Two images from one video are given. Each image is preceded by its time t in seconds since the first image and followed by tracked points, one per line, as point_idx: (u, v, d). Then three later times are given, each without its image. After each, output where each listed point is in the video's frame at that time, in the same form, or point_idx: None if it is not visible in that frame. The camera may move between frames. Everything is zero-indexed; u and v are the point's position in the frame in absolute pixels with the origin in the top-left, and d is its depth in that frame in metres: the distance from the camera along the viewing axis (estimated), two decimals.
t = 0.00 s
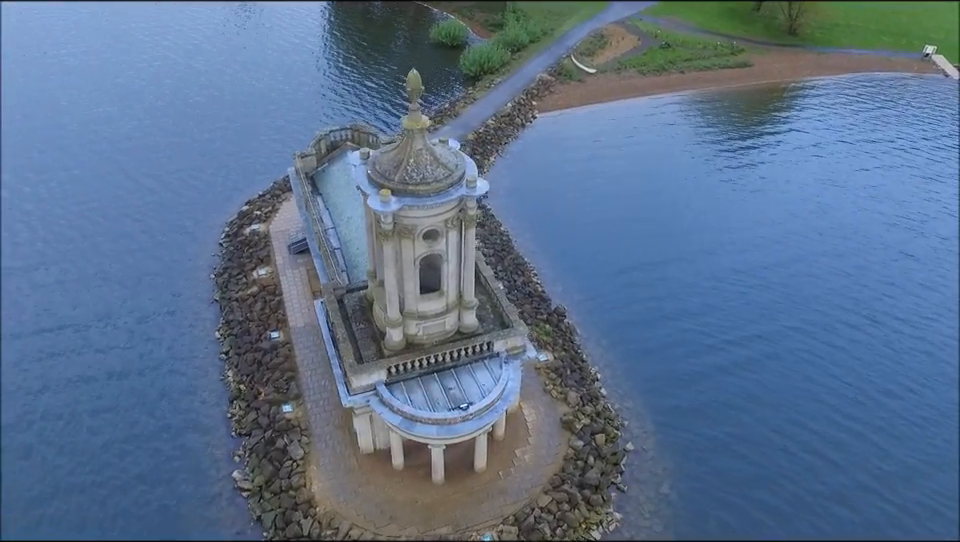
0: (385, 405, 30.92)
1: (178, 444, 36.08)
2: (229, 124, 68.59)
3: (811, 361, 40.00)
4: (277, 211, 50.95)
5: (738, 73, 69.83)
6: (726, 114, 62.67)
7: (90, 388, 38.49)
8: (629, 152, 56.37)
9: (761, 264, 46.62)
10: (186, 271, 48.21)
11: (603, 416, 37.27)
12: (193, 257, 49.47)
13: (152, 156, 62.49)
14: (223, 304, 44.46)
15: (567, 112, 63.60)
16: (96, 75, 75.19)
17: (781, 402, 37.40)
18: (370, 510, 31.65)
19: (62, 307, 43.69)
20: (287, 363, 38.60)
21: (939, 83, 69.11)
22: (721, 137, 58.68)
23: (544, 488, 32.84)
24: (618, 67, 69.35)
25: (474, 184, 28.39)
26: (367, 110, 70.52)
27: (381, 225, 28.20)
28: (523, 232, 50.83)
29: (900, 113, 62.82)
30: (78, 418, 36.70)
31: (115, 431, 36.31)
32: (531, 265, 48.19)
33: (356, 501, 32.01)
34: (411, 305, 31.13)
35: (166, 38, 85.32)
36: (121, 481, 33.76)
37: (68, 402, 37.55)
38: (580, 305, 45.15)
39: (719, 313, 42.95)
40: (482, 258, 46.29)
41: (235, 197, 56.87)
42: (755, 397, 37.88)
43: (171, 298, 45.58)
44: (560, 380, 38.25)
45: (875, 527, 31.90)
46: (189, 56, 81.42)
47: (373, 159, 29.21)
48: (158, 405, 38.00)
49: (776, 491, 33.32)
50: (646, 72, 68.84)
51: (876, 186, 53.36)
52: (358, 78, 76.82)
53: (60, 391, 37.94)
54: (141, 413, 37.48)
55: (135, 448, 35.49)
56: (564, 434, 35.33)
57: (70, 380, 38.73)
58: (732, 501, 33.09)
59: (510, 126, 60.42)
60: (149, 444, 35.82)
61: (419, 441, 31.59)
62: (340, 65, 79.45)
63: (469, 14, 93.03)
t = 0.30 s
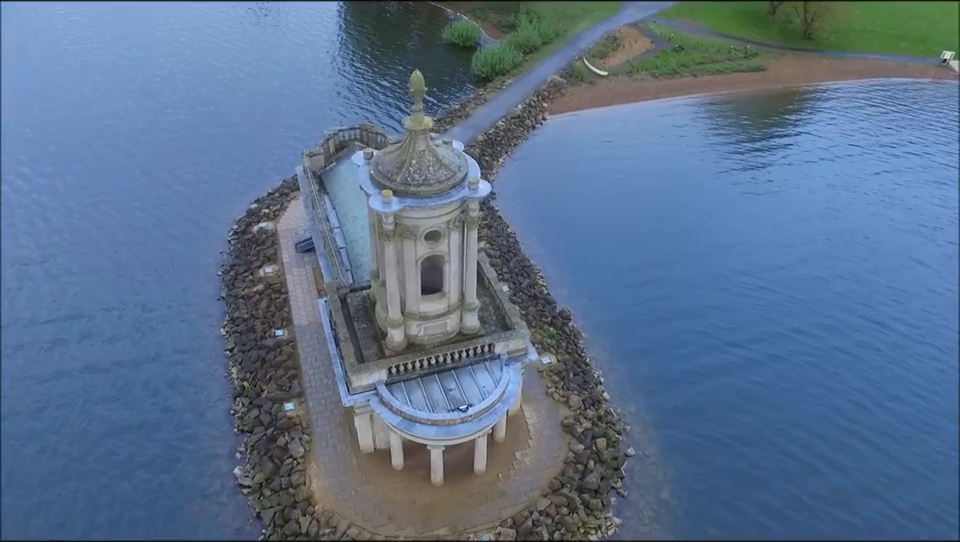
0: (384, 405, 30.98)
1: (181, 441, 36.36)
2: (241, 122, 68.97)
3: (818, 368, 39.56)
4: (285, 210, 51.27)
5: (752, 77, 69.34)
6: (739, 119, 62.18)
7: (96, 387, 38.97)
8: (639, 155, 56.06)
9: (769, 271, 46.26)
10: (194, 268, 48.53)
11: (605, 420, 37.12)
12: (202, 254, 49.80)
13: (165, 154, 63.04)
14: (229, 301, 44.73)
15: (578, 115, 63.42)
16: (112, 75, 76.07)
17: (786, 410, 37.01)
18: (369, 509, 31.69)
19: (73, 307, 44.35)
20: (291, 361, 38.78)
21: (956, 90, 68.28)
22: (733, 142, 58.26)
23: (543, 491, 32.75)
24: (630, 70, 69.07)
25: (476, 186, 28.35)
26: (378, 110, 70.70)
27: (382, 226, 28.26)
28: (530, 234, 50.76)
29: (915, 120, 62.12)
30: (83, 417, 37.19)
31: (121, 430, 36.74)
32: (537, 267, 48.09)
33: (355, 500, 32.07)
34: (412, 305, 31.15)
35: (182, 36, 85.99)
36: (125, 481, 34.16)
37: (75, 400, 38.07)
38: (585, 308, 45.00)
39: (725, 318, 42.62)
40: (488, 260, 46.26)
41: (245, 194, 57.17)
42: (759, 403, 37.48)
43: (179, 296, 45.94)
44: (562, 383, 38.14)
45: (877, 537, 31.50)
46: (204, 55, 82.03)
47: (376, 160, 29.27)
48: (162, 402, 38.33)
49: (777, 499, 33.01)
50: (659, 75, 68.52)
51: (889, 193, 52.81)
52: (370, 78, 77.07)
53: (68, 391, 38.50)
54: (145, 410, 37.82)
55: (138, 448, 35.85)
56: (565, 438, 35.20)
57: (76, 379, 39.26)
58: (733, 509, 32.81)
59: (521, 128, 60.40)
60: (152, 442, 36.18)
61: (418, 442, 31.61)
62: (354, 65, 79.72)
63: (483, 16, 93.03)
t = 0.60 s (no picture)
0: (383, 405, 31.03)
1: (184, 436, 36.63)
2: (254, 120, 69.41)
3: (824, 376, 39.13)
4: (294, 208, 51.59)
5: (767, 82, 68.77)
6: (753, 124, 61.64)
7: (102, 379, 39.30)
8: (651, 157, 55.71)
9: (778, 278, 45.81)
10: (203, 264, 48.92)
11: (607, 425, 36.95)
12: (211, 251, 50.19)
13: (179, 150, 63.54)
14: (236, 298, 45.06)
15: (590, 118, 63.21)
16: (129, 70, 76.83)
17: (792, 418, 36.54)
18: (367, 508, 31.74)
19: (83, 300, 44.80)
20: (294, 359, 39.00)
21: None
22: (746, 146, 57.74)
23: (542, 495, 32.66)
24: (644, 73, 68.74)
25: (478, 188, 28.33)
26: (391, 110, 70.94)
27: (383, 226, 28.30)
28: (538, 236, 50.65)
29: (932, 127, 61.37)
30: (88, 409, 37.53)
31: (126, 423, 37.02)
32: (544, 270, 47.99)
33: (353, 499, 32.14)
34: (413, 306, 31.18)
35: (199, 33, 86.69)
36: (127, 473, 34.42)
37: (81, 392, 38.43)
38: (590, 312, 44.82)
39: (731, 324, 42.24)
40: (494, 261, 46.24)
41: (255, 191, 57.54)
42: (764, 411, 37.10)
43: (187, 292, 46.27)
44: (565, 387, 38.01)
45: None
46: (220, 52, 82.65)
47: (379, 160, 29.31)
48: (167, 397, 38.62)
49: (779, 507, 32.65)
50: (673, 78, 68.14)
51: (903, 200, 52.14)
52: (383, 78, 77.34)
53: (75, 383, 38.86)
54: (149, 405, 38.08)
55: (141, 441, 36.13)
56: (565, 442, 35.09)
57: (83, 371, 39.61)
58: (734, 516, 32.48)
59: (532, 130, 60.33)
60: (156, 436, 36.46)
61: (417, 443, 31.64)
62: (367, 64, 80.02)
63: (497, 17, 93.07)
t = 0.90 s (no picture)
0: (383, 405, 31.08)
1: (186, 432, 36.92)
2: (266, 117, 69.81)
3: (830, 383, 38.77)
4: (301, 207, 51.86)
5: (780, 86, 68.23)
6: (764, 127, 61.15)
7: (108, 375, 39.70)
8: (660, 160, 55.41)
9: (785, 283, 45.41)
10: (211, 261, 49.22)
11: (608, 429, 36.81)
12: (219, 248, 50.49)
13: (190, 146, 64.00)
14: (241, 295, 45.33)
15: (600, 120, 62.98)
16: (144, 66, 77.45)
17: (795, 425, 36.10)
18: (365, 507, 31.81)
19: (91, 295, 45.27)
20: (297, 357, 39.21)
21: None
22: (757, 150, 57.26)
23: (540, 498, 32.58)
24: (655, 76, 68.41)
25: (479, 190, 28.28)
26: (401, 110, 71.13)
27: (384, 226, 28.33)
28: (544, 238, 50.55)
29: (946, 133, 60.67)
30: (93, 404, 37.93)
31: (129, 418, 37.38)
32: (549, 272, 47.89)
33: (352, 498, 32.22)
34: (414, 306, 31.20)
35: (213, 31, 87.30)
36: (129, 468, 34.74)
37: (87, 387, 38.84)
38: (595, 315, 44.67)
39: (737, 328, 41.89)
40: (499, 263, 46.22)
41: (264, 188, 57.84)
42: (767, 416, 36.79)
43: (194, 288, 46.61)
44: (566, 390, 37.91)
45: None
46: (233, 50, 83.18)
47: (382, 160, 29.36)
48: (171, 393, 38.93)
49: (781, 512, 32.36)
50: (684, 81, 67.76)
51: (915, 206, 51.54)
52: (394, 77, 77.53)
53: (80, 378, 39.29)
54: (153, 401, 38.43)
55: (144, 436, 36.46)
56: (565, 444, 34.99)
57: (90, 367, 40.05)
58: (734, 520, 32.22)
59: (541, 132, 60.25)
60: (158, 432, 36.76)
61: (416, 443, 31.66)
62: (378, 64, 80.26)
63: (509, 18, 93.02)
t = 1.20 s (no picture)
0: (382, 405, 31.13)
1: (190, 426, 37.18)
2: (279, 114, 70.18)
3: (836, 390, 38.33)
4: (310, 205, 52.10)
5: (794, 91, 67.59)
6: (777, 132, 60.59)
7: (115, 367, 40.04)
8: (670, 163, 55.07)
9: (795, 288, 44.92)
10: (219, 256, 49.52)
11: (609, 433, 36.63)
12: (228, 244, 50.77)
13: (204, 141, 64.48)
14: (248, 292, 45.61)
15: (611, 123, 62.70)
16: (160, 62, 78.10)
17: (800, 433, 35.63)
18: (363, 506, 31.87)
19: (101, 288, 45.68)
20: (301, 355, 39.40)
21: None
22: (768, 155, 56.73)
23: (539, 501, 32.47)
24: (668, 79, 68.01)
25: (481, 191, 28.22)
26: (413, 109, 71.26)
27: (386, 226, 28.36)
28: (551, 240, 50.42)
29: None
30: (100, 396, 38.27)
31: (134, 411, 37.70)
32: (556, 274, 47.74)
33: (350, 497, 32.28)
34: (415, 306, 31.22)
35: (230, 28, 87.88)
36: (132, 461, 35.03)
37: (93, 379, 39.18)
38: (600, 319, 44.46)
39: (743, 333, 41.53)
40: (505, 265, 46.18)
41: (275, 185, 58.14)
42: (771, 422, 36.43)
43: (202, 284, 46.92)
44: (569, 394, 37.79)
45: None
46: (249, 48, 83.71)
47: (384, 161, 29.41)
48: (176, 387, 39.22)
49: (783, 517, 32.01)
50: (697, 85, 67.30)
51: (928, 213, 50.84)
52: (407, 77, 77.67)
53: (87, 369, 39.64)
54: (159, 394, 38.73)
55: (148, 429, 36.78)
56: (566, 448, 34.86)
57: (97, 359, 40.41)
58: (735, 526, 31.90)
59: (552, 133, 60.12)
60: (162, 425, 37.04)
61: (415, 443, 31.68)
62: (391, 64, 80.47)
63: (524, 19, 92.89)
